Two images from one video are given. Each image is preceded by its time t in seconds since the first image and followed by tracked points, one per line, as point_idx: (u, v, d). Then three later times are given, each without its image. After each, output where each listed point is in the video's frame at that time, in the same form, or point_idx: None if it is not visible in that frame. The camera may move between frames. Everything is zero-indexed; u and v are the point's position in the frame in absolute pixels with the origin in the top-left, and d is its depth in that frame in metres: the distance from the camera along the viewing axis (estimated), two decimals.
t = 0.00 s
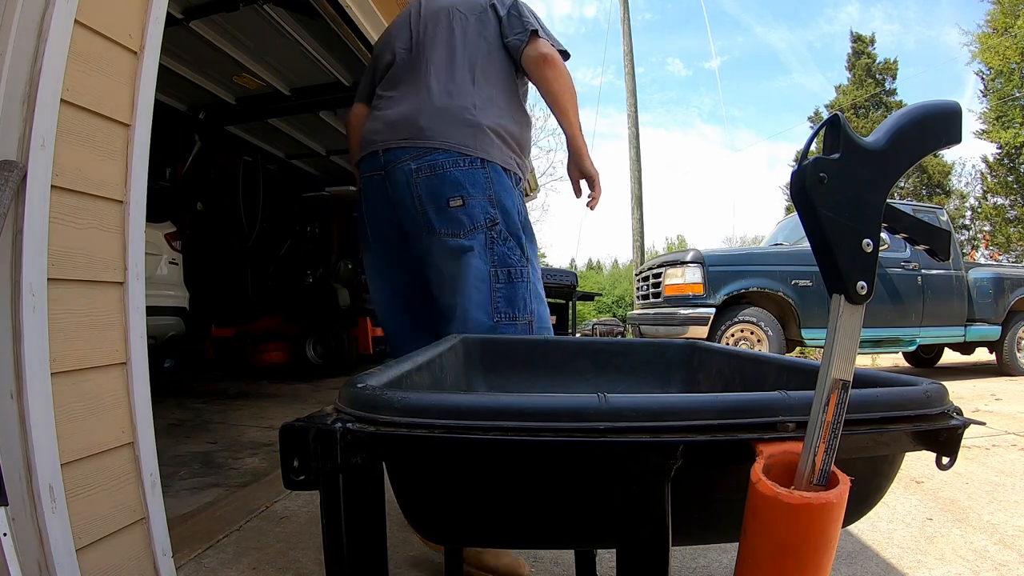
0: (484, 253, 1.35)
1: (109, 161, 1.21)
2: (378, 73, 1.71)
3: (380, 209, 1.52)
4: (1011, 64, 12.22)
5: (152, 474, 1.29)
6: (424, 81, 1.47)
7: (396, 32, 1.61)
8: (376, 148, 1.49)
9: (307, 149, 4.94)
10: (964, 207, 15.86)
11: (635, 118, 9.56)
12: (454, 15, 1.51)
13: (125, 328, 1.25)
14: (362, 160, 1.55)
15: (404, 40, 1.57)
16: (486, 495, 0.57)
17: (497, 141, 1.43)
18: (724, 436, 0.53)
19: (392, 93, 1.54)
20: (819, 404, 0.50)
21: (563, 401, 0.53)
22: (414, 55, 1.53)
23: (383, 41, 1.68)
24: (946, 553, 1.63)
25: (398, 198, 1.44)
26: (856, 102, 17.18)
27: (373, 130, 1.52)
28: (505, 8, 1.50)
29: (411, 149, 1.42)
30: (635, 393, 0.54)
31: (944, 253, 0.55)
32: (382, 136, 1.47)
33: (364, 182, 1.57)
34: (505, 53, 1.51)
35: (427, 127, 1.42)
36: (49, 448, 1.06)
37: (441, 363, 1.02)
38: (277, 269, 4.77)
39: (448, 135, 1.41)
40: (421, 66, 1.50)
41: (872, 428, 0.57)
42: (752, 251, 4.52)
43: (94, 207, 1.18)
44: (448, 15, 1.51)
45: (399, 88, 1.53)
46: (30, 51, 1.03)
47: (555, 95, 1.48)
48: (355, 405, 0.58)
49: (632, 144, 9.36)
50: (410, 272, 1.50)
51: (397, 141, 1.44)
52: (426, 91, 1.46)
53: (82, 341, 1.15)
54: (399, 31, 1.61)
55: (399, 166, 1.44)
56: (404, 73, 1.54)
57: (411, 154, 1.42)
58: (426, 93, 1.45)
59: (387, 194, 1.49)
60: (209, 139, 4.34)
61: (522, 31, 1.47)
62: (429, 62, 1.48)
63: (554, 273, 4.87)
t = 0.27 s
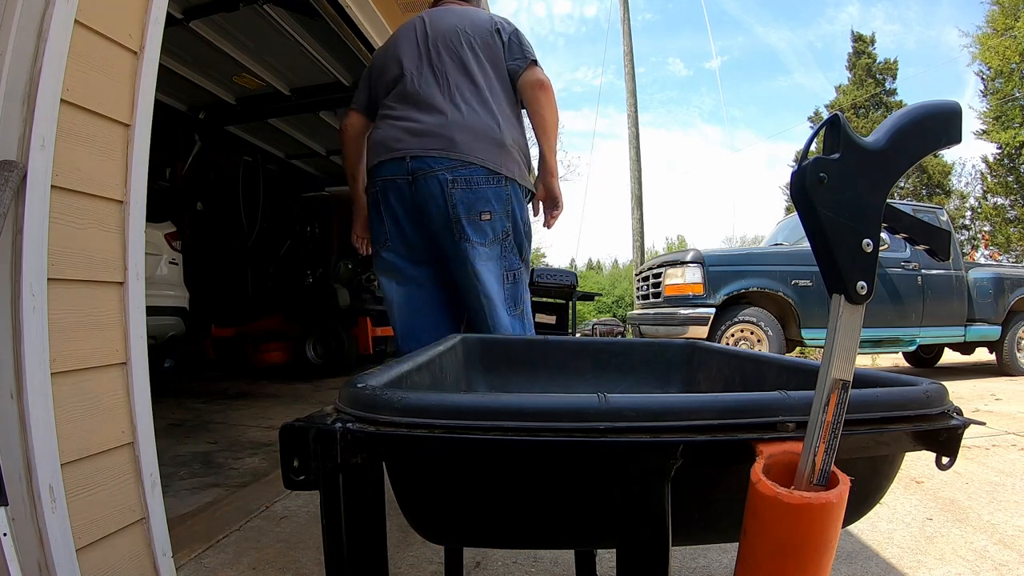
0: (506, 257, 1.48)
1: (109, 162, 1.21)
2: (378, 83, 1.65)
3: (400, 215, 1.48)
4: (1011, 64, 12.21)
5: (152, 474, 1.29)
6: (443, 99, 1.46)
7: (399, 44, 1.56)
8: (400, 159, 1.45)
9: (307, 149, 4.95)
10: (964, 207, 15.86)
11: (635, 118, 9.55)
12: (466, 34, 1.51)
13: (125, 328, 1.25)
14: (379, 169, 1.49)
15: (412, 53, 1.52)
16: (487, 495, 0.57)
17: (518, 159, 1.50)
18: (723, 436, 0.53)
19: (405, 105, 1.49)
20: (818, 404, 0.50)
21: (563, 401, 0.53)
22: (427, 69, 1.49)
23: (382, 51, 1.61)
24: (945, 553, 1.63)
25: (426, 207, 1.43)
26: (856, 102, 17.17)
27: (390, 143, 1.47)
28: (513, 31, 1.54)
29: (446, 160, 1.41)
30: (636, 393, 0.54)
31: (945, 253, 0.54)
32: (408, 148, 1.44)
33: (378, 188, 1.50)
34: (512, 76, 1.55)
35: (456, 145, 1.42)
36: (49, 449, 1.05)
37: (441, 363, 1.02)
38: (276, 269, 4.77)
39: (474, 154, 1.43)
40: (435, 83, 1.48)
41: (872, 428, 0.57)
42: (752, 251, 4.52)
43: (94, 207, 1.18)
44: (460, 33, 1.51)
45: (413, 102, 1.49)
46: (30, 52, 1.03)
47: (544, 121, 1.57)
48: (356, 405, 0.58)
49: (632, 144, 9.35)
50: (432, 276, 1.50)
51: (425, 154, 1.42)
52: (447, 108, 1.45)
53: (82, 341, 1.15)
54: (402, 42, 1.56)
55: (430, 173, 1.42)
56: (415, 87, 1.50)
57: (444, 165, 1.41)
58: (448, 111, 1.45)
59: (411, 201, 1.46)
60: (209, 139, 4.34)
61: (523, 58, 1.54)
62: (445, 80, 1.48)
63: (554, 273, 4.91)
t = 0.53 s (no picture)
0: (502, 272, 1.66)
1: (109, 161, 1.21)
2: (393, 97, 1.72)
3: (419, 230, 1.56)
4: (1011, 64, 12.20)
5: (152, 474, 1.29)
6: (464, 126, 1.59)
7: (419, 64, 1.65)
8: (423, 177, 1.54)
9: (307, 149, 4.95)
10: (963, 207, 15.86)
11: (635, 118, 9.55)
12: (484, 66, 1.64)
13: (125, 328, 1.25)
14: (400, 184, 1.57)
15: (433, 76, 1.62)
16: (487, 495, 0.57)
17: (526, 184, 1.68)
18: (724, 436, 0.53)
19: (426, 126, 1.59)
20: (818, 404, 0.50)
21: (563, 401, 0.53)
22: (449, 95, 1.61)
23: (400, 68, 1.69)
24: (945, 553, 1.63)
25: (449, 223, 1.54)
26: (856, 102, 17.16)
27: (414, 160, 1.56)
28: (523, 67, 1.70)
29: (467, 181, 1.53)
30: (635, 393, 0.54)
31: (945, 253, 0.54)
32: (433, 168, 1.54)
33: (400, 201, 1.56)
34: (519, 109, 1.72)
35: (478, 168, 1.55)
36: (49, 448, 1.05)
37: (441, 363, 1.02)
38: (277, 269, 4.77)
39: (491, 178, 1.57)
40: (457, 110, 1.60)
41: (872, 428, 0.57)
42: (752, 251, 4.52)
43: (94, 207, 1.18)
44: (478, 64, 1.64)
45: (436, 124, 1.59)
46: (30, 51, 1.03)
47: (552, 145, 1.73)
48: (356, 405, 0.58)
49: (632, 144, 9.35)
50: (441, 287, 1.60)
51: (450, 176, 1.53)
52: (469, 134, 1.58)
53: (82, 341, 1.15)
54: (422, 64, 1.65)
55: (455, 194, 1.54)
56: (436, 110, 1.61)
57: (468, 187, 1.54)
58: (470, 137, 1.57)
59: (434, 217, 1.55)
60: (209, 139, 4.34)
61: (531, 94, 1.70)
62: (466, 108, 1.61)
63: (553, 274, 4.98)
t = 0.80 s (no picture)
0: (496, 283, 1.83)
1: (109, 161, 1.21)
2: (407, 103, 1.77)
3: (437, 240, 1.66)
4: (1011, 64, 12.19)
5: (152, 474, 1.29)
6: (479, 140, 1.72)
7: (437, 77, 1.74)
8: (442, 186, 1.64)
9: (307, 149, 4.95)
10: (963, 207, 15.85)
11: (635, 118, 9.55)
12: (497, 87, 1.79)
13: (124, 328, 1.25)
14: (418, 191, 1.64)
15: (451, 90, 1.73)
16: (487, 495, 0.57)
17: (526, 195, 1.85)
18: (724, 436, 0.53)
19: (444, 137, 1.69)
20: (818, 404, 0.50)
21: (563, 401, 0.53)
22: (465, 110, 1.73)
23: (416, 77, 1.76)
24: (946, 553, 1.63)
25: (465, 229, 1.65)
26: (856, 102, 17.16)
27: (433, 168, 1.65)
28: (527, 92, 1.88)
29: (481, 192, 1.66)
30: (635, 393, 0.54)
31: (944, 253, 0.54)
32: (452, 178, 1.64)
33: (420, 211, 1.64)
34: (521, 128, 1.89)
35: (492, 181, 1.69)
36: (49, 448, 1.05)
37: (441, 363, 1.02)
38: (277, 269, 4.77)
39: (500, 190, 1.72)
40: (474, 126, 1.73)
41: (872, 428, 0.57)
42: (752, 251, 4.52)
43: (93, 207, 1.18)
44: (491, 84, 1.78)
45: (453, 136, 1.70)
46: (30, 52, 1.03)
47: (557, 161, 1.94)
48: (355, 405, 0.58)
49: (632, 144, 9.35)
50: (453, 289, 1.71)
51: (468, 186, 1.65)
52: (488, 150, 1.72)
53: (82, 341, 1.15)
54: (439, 78, 1.75)
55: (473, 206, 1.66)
56: (453, 123, 1.72)
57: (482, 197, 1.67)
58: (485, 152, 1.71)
59: (452, 223, 1.66)
60: (209, 139, 4.34)
61: (537, 114, 1.90)
62: (482, 125, 1.74)
63: (554, 273, 4.91)
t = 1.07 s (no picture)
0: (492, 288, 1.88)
1: (109, 161, 1.21)
2: (401, 121, 1.83)
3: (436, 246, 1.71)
4: (1011, 64, 12.19)
5: (152, 474, 1.29)
6: (473, 151, 1.79)
7: (433, 93, 1.80)
8: (443, 196, 1.70)
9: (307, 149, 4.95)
10: (963, 207, 15.85)
11: (635, 118, 9.54)
12: (484, 101, 1.88)
13: (124, 328, 1.25)
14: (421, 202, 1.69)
15: (443, 105, 1.78)
16: (487, 495, 0.57)
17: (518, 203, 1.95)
18: (724, 436, 0.53)
19: (442, 150, 1.74)
20: (819, 405, 0.50)
21: (562, 401, 0.53)
22: (458, 123, 1.79)
23: (408, 95, 1.81)
24: (946, 553, 1.63)
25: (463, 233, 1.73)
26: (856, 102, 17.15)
27: (434, 181, 1.71)
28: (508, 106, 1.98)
29: (480, 199, 1.74)
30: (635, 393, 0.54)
31: (944, 253, 0.54)
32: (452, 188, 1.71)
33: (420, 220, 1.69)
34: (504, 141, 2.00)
35: (491, 191, 1.77)
36: (49, 448, 1.05)
37: (441, 363, 1.02)
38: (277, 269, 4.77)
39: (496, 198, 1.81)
40: (467, 138, 1.79)
41: (872, 428, 0.57)
42: (752, 251, 4.52)
43: (94, 207, 1.18)
44: (479, 100, 1.87)
45: (453, 149, 1.76)
46: (30, 52, 1.03)
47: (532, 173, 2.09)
48: (355, 405, 0.58)
49: (632, 144, 9.35)
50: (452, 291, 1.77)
51: (468, 196, 1.72)
52: (486, 161, 1.80)
53: (82, 341, 1.15)
54: (434, 94, 1.80)
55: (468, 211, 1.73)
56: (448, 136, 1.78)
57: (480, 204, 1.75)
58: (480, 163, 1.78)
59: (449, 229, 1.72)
60: (209, 140, 4.34)
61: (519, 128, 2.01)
62: (479, 137, 1.82)
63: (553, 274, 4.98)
